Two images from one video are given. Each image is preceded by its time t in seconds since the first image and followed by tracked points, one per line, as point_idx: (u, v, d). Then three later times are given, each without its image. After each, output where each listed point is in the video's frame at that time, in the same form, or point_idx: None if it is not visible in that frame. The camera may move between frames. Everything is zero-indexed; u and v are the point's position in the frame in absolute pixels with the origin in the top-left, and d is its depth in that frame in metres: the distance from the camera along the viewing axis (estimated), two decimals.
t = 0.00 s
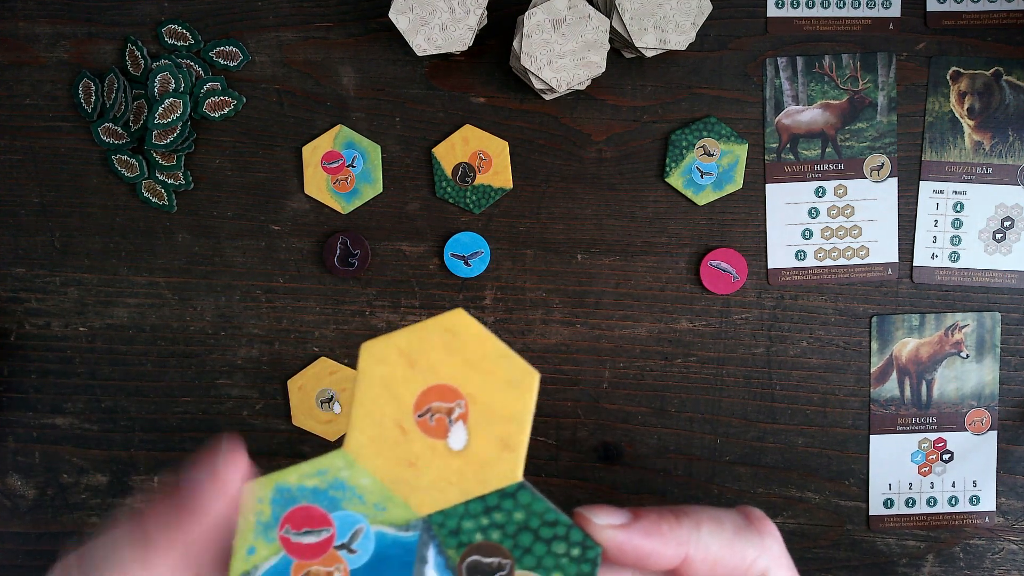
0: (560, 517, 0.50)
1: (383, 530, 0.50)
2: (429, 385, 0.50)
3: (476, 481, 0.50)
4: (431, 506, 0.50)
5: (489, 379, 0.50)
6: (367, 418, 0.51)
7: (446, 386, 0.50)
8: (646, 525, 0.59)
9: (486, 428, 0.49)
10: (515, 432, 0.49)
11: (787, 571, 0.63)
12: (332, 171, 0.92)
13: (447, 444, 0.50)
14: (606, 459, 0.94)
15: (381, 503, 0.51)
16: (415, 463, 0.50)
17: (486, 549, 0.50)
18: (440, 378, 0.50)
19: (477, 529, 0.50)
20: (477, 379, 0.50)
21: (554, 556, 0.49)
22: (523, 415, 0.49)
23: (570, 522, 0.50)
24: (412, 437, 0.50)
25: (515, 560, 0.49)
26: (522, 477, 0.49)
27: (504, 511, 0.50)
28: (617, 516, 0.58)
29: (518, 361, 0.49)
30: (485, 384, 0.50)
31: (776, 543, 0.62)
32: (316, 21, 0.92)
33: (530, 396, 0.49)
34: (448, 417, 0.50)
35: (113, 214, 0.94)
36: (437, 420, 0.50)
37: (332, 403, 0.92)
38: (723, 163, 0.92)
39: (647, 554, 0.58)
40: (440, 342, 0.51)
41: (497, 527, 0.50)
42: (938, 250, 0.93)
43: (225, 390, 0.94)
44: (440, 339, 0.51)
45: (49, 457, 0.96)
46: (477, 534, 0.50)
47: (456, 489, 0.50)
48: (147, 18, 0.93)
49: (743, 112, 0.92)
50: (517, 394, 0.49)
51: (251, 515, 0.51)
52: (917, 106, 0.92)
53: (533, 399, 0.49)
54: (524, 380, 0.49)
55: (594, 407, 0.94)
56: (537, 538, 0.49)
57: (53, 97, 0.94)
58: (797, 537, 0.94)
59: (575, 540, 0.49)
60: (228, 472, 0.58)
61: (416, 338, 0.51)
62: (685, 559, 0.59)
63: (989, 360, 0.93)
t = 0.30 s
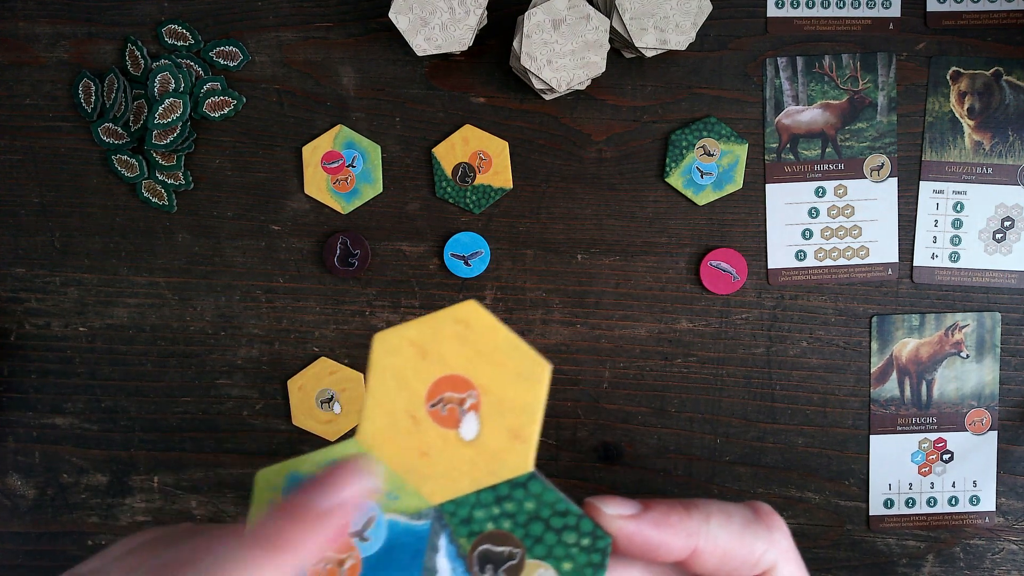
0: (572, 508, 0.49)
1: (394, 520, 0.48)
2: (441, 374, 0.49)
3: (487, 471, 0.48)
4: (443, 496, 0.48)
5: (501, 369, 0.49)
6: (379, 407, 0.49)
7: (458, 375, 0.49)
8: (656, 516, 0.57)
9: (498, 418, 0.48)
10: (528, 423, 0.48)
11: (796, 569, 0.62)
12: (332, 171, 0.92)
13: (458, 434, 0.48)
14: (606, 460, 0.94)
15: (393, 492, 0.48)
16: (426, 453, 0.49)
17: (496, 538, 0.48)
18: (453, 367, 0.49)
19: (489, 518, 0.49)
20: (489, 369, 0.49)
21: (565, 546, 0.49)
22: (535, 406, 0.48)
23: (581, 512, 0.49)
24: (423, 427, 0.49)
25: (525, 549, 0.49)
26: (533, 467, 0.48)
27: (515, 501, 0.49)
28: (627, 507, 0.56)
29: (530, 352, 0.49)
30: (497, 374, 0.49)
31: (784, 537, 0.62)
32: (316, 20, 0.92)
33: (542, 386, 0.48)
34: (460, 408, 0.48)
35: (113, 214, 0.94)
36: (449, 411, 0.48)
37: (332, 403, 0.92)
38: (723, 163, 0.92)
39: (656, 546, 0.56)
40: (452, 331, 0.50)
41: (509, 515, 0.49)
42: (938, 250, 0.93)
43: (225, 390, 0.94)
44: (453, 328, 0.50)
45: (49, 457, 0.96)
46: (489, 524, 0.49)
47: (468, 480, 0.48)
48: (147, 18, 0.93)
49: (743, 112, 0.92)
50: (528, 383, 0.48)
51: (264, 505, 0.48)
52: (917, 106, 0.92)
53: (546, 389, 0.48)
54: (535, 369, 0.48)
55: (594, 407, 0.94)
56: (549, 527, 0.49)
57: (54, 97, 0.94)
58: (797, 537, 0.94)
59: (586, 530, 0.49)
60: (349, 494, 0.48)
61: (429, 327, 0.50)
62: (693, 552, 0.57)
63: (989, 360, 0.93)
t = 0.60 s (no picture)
0: (605, 483, 0.52)
1: (444, 490, 0.51)
2: (488, 360, 0.52)
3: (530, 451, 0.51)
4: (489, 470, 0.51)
5: (540, 356, 0.53)
6: (432, 392, 0.53)
7: (504, 363, 0.52)
8: (678, 493, 0.69)
9: (539, 401, 0.52)
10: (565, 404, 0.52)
11: (812, 550, 0.69)
12: (333, 171, 0.92)
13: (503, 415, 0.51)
14: (606, 459, 0.94)
15: (443, 465, 0.51)
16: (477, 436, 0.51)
17: (536, 509, 0.51)
18: (498, 355, 0.53)
19: (529, 491, 0.51)
20: (533, 356, 0.53)
21: (599, 518, 0.51)
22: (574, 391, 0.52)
23: (612, 487, 0.52)
24: (471, 408, 0.52)
25: (563, 519, 0.51)
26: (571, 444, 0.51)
27: (552, 476, 0.51)
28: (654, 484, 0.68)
29: (565, 340, 0.53)
30: (535, 361, 0.53)
31: (798, 515, 0.69)
32: (316, 20, 0.92)
33: (579, 371, 0.52)
34: (506, 389, 0.52)
35: (113, 214, 0.94)
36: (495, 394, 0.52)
37: (332, 403, 0.93)
38: (723, 163, 0.92)
39: (681, 519, 0.67)
40: (499, 322, 0.53)
41: (547, 489, 0.51)
42: (939, 250, 0.93)
43: (225, 390, 0.94)
44: (500, 321, 0.53)
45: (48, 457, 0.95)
46: (529, 496, 0.51)
47: (510, 456, 0.51)
48: (147, 18, 0.93)
49: (743, 112, 0.92)
50: (566, 369, 0.52)
51: (325, 475, 0.52)
52: (916, 106, 0.92)
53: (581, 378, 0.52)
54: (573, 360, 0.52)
55: (595, 407, 0.94)
56: (583, 501, 0.51)
57: (54, 97, 0.94)
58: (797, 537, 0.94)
59: (617, 503, 0.51)
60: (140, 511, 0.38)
61: (476, 318, 0.54)
62: (714, 526, 0.67)
63: (990, 360, 0.93)
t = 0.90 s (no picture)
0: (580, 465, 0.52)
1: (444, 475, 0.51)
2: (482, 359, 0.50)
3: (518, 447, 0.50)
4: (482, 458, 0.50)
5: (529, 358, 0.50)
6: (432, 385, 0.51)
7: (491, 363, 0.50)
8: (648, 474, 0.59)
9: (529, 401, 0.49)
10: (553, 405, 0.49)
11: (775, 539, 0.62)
12: (333, 171, 0.92)
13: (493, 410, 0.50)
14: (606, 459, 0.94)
15: (442, 452, 0.51)
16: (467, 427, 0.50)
17: (521, 491, 0.50)
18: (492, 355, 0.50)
19: (516, 474, 0.50)
20: (519, 353, 0.50)
21: (575, 496, 0.52)
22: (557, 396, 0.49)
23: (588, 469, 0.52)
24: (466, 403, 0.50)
25: (545, 500, 0.51)
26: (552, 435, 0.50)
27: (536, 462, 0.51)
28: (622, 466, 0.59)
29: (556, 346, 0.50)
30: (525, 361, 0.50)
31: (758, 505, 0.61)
32: (316, 20, 0.92)
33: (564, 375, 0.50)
34: (496, 386, 0.50)
35: (113, 214, 0.94)
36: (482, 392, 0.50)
37: (332, 403, 0.93)
38: (723, 163, 0.92)
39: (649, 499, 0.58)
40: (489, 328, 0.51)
41: (531, 472, 0.50)
42: (938, 250, 0.93)
43: (226, 390, 0.94)
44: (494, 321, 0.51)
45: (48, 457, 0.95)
46: (516, 479, 0.50)
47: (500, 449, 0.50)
48: (147, 18, 0.92)
49: (743, 112, 0.92)
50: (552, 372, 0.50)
51: (342, 460, 0.55)
52: (916, 106, 0.92)
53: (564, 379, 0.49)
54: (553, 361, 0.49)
55: (595, 407, 0.94)
56: (563, 483, 0.51)
57: (54, 97, 0.94)
58: (797, 537, 0.94)
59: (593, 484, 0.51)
60: None
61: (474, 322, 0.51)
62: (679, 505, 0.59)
63: (989, 360, 0.93)
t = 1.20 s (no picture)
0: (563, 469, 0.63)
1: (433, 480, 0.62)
2: (467, 372, 0.64)
3: (501, 446, 0.63)
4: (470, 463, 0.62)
5: (509, 367, 0.64)
6: (422, 396, 0.65)
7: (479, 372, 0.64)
8: (627, 474, 0.65)
9: (509, 404, 0.63)
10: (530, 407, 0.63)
11: (745, 523, 0.68)
12: (333, 171, 0.92)
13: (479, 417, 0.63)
14: (606, 460, 0.94)
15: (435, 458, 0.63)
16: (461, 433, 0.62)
17: (508, 494, 0.62)
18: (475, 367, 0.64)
19: (502, 479, 0.62)
20: (501, 367, 0.64)
21: (559, 498, 0.63)
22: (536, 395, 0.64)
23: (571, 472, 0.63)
24: (453, 411, 0.63)
25: (530, 501, 0.62)
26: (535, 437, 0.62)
27: (521, 465, 0.63)
28: (604, 467, 0.67)
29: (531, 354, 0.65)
30: (506, 371, 0.64)
31: (728, 492, 0.68)
32: (316, 20, 0.92)
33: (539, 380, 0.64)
34: (481, 395, 0.63)
35: (113, 214, 0.94)
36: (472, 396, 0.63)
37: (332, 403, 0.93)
38: (723, 163, 0.92)
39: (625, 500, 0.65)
40: (474, 341, 0.65)
41: (517, 476, 0.62)
42: (939, 250, 0.93)
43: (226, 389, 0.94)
44: (474, 339, 0.65)
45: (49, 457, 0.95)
46: (502, 483, 0.62)
47: (487, 451, 0.62)
48: (147, 18, 0.92)
49: (743, 111, 0.92)
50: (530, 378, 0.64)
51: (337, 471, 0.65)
52: (916, 106, 0.92)
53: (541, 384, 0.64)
54: (534, 368, 0.64)
55: (595, 407, 0.94)
56: (547, 484, 0.63)
57: (54, 97, 0.94)
58: (797, 537, 0.94)
59: (574, 485, 0.63)
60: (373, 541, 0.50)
61: (458, 337, 0.65)
62: (656, 504, 0.65)
63: (990, 360, 0.93)
